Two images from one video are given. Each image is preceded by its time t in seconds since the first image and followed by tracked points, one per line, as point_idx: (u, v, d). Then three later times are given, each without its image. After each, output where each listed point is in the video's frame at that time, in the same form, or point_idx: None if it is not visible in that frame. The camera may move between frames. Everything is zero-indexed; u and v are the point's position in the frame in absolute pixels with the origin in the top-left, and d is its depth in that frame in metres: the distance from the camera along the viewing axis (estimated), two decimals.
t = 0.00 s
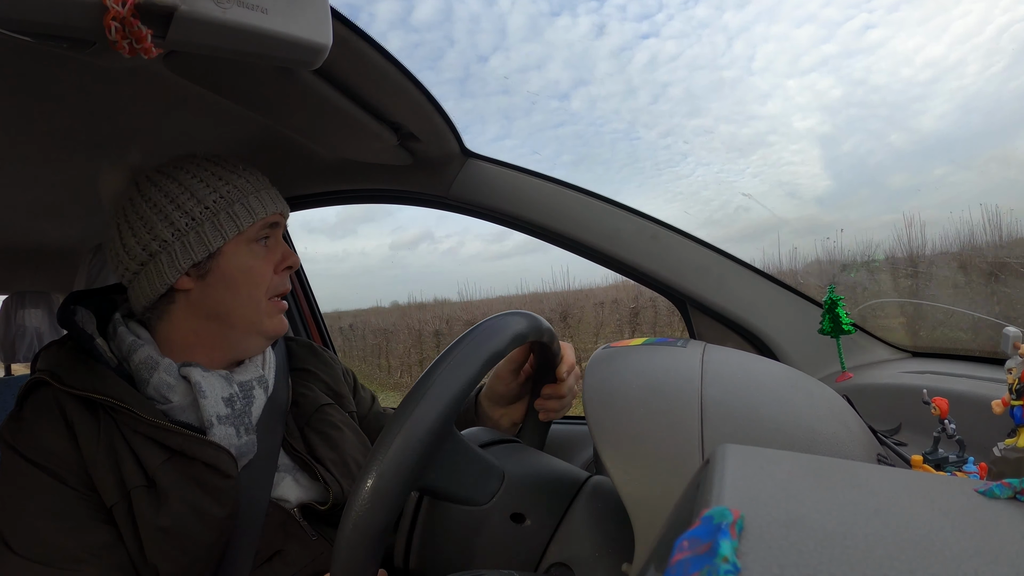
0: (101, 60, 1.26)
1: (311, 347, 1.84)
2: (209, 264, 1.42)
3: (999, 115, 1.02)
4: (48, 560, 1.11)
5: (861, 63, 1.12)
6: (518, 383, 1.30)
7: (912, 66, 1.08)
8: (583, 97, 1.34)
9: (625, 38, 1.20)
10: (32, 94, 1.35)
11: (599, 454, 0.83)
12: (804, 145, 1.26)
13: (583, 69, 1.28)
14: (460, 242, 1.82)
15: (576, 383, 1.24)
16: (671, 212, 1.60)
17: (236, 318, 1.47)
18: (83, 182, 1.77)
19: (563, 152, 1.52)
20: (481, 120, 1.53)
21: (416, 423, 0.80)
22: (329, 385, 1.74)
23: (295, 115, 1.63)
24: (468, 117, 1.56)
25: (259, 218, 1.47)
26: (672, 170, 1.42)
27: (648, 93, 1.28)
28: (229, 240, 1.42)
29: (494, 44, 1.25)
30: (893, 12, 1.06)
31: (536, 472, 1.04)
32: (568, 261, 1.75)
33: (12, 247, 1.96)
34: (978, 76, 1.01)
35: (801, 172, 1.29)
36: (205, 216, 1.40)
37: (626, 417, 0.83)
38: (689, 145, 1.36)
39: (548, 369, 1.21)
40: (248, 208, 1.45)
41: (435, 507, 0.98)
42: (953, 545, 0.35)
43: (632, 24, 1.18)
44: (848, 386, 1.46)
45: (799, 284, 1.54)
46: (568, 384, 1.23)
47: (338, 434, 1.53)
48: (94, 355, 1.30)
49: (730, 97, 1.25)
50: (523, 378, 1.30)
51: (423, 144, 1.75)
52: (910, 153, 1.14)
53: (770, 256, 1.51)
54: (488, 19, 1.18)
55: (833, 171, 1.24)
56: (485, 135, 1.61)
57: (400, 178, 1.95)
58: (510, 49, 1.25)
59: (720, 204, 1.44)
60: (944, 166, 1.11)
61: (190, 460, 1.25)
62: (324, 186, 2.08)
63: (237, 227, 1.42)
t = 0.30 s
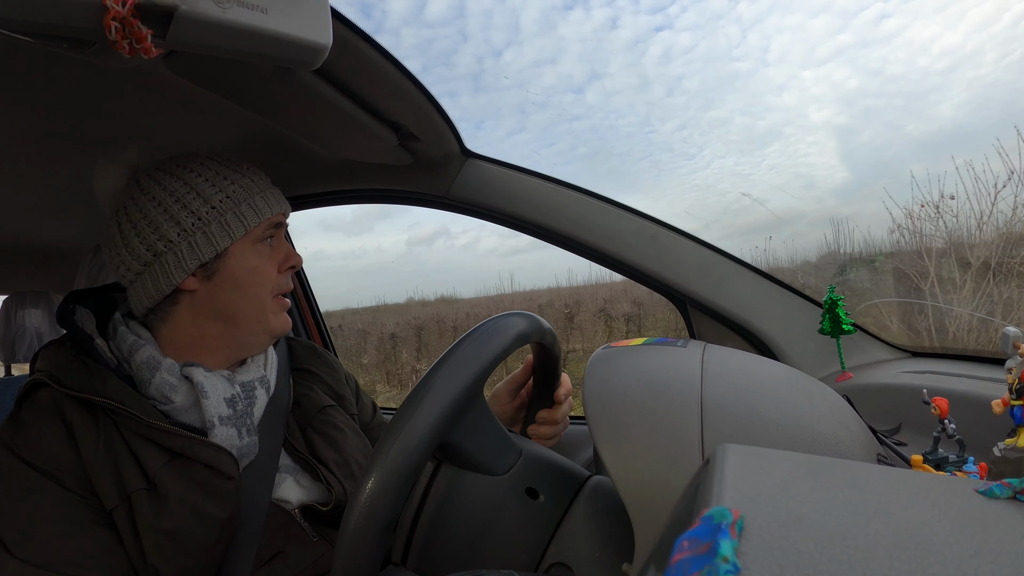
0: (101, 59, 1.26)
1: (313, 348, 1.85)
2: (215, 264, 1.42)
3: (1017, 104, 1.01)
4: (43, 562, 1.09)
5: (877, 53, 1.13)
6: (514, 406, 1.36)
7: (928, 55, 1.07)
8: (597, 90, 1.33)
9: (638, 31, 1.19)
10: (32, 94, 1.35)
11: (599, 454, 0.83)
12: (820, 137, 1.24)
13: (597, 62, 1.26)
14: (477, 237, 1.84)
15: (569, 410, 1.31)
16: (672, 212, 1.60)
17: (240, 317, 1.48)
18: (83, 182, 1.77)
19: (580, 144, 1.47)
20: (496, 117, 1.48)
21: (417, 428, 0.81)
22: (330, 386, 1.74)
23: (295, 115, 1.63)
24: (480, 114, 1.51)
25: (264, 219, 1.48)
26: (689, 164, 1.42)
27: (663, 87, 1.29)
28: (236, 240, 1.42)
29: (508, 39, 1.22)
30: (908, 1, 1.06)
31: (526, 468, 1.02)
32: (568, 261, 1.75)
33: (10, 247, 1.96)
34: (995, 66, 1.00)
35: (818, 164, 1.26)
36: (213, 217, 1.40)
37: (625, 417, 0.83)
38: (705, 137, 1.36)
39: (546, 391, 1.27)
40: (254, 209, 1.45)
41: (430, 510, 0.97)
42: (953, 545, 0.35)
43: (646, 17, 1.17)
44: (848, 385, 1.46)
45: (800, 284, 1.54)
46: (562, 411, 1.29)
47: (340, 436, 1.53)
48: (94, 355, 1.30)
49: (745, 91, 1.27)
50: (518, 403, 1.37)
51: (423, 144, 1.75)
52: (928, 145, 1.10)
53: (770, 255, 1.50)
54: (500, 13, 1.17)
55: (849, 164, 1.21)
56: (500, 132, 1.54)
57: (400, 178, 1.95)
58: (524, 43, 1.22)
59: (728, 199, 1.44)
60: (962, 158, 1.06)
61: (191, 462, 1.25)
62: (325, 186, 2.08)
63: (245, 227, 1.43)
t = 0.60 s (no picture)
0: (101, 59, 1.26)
1: (312, 348, 1.85)
2: (207, 263, 1.42)
3: None
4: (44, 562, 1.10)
5: (896, 41, 1.12)
6: (512, 410, 1.36)
7: (948, 44, 1.05)
8: (615, 83, 1.29)
9: (656, 23, 1.18)
10: (32, 93, 1.35)
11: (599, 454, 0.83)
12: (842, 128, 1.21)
13: (614, 55, 1.23)
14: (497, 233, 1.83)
15: (568, 413, 1.33)
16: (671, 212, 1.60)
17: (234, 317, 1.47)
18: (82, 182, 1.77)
19: (599, 138, 1.41)
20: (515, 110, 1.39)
21: (416, 429, 0.81)
22: (330, 387, 1.74)
23: (295, 115, 1.64)
24: (498, 109, 1.41)
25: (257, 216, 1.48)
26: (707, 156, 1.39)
27: (682, 79, 1.25)
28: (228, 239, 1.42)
29: (524, 34, 1.21)
30: None
31: (523, 467, 1.02)
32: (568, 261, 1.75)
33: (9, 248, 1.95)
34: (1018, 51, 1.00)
35: (837, 155, 1.24)
36: (205, 216, 1.40)
37: (625, 417, 0.83)
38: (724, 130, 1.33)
39: (546, 398, 1.28)
40: (247, 207, 1.45)
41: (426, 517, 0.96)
42: (953, 545, 0.35)
43: (663, 8, 1.18)
44: (848, 385, 1.46)
45: (800, 284, 1.54)
46: (560, 416, 1.31)
47: (340, 437, 1.53)
48: (92, 356, 1.30)
49: (762, 82, 1.24)
50: (518, 407, 1.38)
51: (422, 144, 1.75)
52: (950, 134, 1.10)
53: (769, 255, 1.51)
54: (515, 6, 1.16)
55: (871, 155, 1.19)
56: (518, 125, 1.44)
57: (399, 178, 1.95)
58: (540, 39, 1.21)
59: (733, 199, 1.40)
60: (985, 146, 1.07)
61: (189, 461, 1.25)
62: (324, 186, 2.08)
63: (236, 226, 1.43)
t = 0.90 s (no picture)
0: (100, 59, 1.25)
1: (313, 349, 1.85)
2: (176, 261, 1.45)
3: None
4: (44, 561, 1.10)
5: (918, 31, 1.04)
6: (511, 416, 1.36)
7: (970, 32, 1.00)
8: (635, 80, 1.28)
9: (673, 17, 1.16)
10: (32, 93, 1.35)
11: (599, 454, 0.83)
12: (864, 120, 1.18)
13: (633, 52, 1.23)
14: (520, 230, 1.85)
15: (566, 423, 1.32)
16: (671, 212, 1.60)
17: (210, 316, 1.46)
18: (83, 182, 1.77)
19: (619, 134, 1.39)
20: (536, 106, 1.37)
21: (417, 428, 0.81)
22: (331, 388, 1.74)
23: (295, 114, 1.64)
24: (519, 104, 1.38)
25: (221, 210, 1.44)
26: (727, 152, 1.36)
27: (701, 73, 1.24)
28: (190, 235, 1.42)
29: (542, 31, 1.21)
30: None
31: (528, 461, 1.03)
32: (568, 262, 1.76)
33: (9, 248, 1.95)
34: None
35: (859, 147, 1.20)
36: (168, 213, 1.41)
37: (625, 417, 0.83)
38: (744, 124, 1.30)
39: (546, 402, 1.28)
40: (209, 201, 1.43)
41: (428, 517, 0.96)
42: (952, 545, 0.35)
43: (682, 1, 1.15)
44: (848, 385, 1.46)
45: (800, 283, 1.54)
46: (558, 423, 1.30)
47: (341, 437, 1.53)
48: (93, 355, 1.31)
49: (784, 75, 1.21)
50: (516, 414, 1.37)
51: (423, 144, 1.75)
52: (973, 125, 1.07)
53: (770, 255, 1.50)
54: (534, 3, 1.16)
55: (892, 147, 1.15)
56: (539, 121, 1.43)
57: (398, 178, 1.95)
58: (560, 34, 1.21)
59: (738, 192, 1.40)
60: (1007, 137, 1.05)
61: (189, 461, 1.25)
62: (323, 186, 2.08)
63: (199, 221, 1.42)
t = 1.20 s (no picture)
0: (100, 59, 1.25)
1: (313, 348, 1.85)
2: (167, 262, 1.45)
3: None
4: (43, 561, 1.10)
5: (939, 20, 1.01)
6: (515, 395, 1.36)
7: (993, 20, 0.98)
8: (656, 75, 1.24)
9: (693, 11, 1.14)
10: (32, 93, 1.35)
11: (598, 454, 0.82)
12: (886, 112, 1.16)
13: (653, 46, 1.19)
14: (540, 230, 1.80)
15: (571, 400, 1.29)
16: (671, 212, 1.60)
17: (204, 314, 1.46)
18: (83, 182, 1.77)
19: (640, 130, 1.35)
20: (556, 103, 1.35)
21: (414, 427, 0.81)
22: (329, 387, 1.74)
23: (296, 114, 1.64)
24: (539, 101, 1.35)
25: (208, 206, 1.44)
26: (749, 147, 1.34)
27: (722, 66, 1.22)
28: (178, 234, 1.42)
29: (561, 27, 1.18)
30: None
31: (516, 477, 1.01)
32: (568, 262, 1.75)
33: (9, 248, 1.95)
34: None
35: (883, 139, 1.19)
36: (157, 214, 1.42)
37: (624, 418, 0.83)
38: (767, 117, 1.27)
39: (546, 378, 1.26)
40: (196, 197, 1.42)
41: (427, 522, 0.97)
42: (953, 545, 0.35)
43: None
44: (849, 385, 1.46)
45: (801, 283, 1.54)
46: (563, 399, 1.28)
47: (339, 437, 1.52)
48: (91, 354, 1.31)
49: (804, 66, 1.19)
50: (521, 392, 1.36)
51: (423, 144, 1.75)
52: (1001, 114, 1.04)
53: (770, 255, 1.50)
54: None
55: (917, 139, 1.12)
56: (559, 117, 1.39)
57: (398, 178, 1.95)
58: (579, 30, 1.18)
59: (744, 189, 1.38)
60: None
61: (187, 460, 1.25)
62: (322, 185, 2.08)
63: (186, 220, 1.41)
